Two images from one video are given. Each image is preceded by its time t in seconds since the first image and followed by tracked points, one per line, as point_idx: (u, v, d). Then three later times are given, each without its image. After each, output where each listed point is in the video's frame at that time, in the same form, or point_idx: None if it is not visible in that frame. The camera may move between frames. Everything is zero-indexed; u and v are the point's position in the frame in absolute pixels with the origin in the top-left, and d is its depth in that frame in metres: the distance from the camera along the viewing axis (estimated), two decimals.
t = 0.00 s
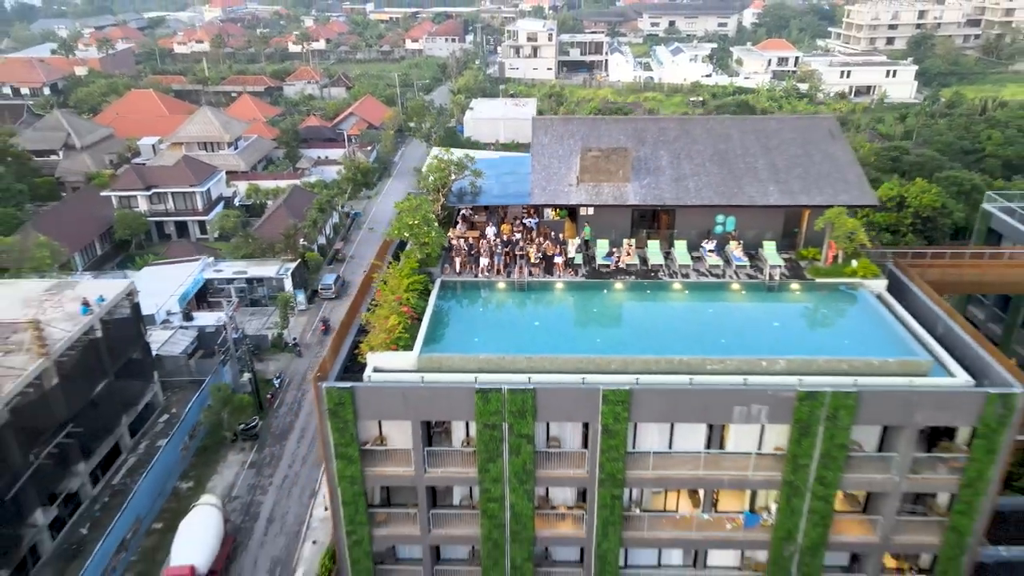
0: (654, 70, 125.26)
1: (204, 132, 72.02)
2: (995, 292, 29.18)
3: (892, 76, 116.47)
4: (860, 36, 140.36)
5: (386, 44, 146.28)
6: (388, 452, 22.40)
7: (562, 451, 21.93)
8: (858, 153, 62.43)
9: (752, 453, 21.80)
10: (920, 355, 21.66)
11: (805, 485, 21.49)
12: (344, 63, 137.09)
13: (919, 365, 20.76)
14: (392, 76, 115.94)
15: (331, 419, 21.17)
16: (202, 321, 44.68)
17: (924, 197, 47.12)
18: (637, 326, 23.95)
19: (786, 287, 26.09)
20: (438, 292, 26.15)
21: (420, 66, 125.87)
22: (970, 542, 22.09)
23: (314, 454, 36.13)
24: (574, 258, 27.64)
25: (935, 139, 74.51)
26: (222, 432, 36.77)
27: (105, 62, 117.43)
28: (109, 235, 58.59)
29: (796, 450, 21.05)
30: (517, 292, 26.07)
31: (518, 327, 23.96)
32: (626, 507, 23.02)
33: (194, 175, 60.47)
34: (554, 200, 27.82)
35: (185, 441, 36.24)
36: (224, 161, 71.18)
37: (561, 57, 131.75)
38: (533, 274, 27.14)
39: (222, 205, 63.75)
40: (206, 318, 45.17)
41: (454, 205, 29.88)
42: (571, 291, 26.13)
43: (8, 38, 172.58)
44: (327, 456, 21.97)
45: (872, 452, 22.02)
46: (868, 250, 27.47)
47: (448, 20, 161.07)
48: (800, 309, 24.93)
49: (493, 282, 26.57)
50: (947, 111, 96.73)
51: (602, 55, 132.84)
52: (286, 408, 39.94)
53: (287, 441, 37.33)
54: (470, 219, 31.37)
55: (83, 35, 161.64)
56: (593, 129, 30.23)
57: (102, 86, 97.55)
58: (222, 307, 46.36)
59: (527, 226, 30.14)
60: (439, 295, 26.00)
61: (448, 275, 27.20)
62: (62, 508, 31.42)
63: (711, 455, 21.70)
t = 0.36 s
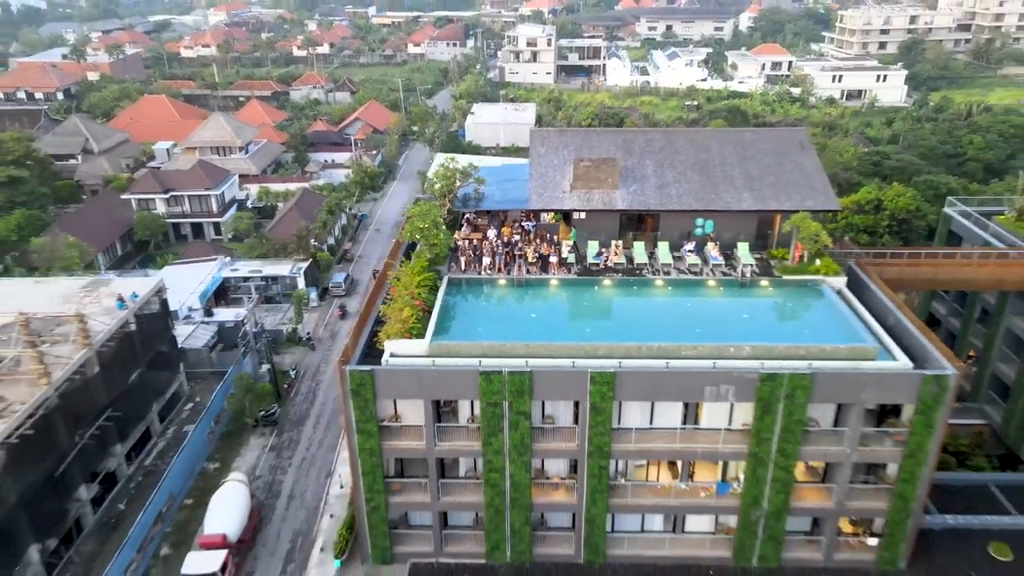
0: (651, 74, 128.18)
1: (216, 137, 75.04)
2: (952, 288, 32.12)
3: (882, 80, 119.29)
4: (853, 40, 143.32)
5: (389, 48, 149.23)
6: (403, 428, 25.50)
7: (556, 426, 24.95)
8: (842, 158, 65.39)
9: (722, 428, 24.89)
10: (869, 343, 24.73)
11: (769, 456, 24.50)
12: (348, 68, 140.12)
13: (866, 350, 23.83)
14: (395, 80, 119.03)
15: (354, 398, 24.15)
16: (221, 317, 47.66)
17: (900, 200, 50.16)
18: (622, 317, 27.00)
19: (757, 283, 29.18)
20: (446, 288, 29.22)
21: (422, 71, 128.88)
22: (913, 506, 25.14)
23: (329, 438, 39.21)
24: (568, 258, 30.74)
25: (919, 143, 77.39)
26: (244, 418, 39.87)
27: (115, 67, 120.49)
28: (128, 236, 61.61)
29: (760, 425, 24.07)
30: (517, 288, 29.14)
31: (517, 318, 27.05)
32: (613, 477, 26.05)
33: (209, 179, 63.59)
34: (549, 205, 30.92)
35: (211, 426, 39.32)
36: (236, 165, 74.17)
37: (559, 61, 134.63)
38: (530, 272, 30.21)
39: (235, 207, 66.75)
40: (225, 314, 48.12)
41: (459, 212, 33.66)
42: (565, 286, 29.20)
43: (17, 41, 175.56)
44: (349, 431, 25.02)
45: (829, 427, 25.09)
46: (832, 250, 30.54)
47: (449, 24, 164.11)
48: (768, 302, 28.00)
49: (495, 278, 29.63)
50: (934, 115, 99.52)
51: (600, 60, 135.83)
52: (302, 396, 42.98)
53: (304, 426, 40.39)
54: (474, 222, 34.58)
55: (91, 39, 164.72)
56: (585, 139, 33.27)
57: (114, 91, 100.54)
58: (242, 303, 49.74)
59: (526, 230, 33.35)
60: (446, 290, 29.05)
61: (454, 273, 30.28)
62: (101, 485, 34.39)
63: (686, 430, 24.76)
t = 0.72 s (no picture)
0: (640, 85, 138.19)
1: (251, 148, 85.39)
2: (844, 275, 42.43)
3: (854, 92, 129.13)
4: (830, 53, 153.30)
5: (396, 60, 159.34)
6: (432, 373, 35.75)
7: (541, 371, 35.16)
8: (797, 169, 75.62)
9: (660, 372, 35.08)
10: (762, 312, 35.05)
11: (691, 391, 34.71)
12: (359, 79, 150.35)
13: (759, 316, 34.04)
14: (404, 93, 129.26)
15: (399, 349, 34.39)
16: (271, 303, 57.97)
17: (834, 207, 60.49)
18: (590, 295, 37.23)
19: (692, 270, 39.40)
20: (462, 274, 39.49)
21: (428, 83, 139.15)
22: (796, 428, 35.34)
23: (366, 395, 49.50)
24: (553, 252, 41.03)
25: (871, 154, 87.36)
26: (298, 381, 50.14)
27: (146, 80, 130.92)
28: (183, 236, 71.93)
29: (684, 369, 34.28)
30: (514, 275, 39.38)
31: (514, 296, 37.28)
32: (583, 409, 36.27)
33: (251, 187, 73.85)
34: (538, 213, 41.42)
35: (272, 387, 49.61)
36: (269, 173, 84.46)
37: (555, 73, 144.61)
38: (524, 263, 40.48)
39: (272, 211, 77.14)
40: (273, 300, 58.42)
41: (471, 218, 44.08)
42: (549, 273, 39.44)
43: (44, 52, 185.91)
44: (394, 374, 35.25)
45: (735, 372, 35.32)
46: (750, 247, 40.85)
47: (453, 37, 174.42)
48: (698, 284, 38.15)
49: (498, 267, 39.87)
50: (895, 126, 109.53)
51: (593, 72, 146.00)
52: (341, 365, 53.25)
53: (345, 387, 50.67)
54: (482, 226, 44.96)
55: (117, 52, 175.19)
56: (566, 162, 43.68)
57: (151, 104, 110.92)
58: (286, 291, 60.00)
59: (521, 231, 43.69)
60: (461, 276, 39.29)
61: (467, 263, 40.57)
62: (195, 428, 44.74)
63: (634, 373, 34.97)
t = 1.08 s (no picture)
0: (631, 94, 148.33)
1: (279, 156, 95.86)
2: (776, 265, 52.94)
3: (829, 102, 138.87)
4: (810, 63, 163.28)
5: (403, 69, 169.61)
6: (448, 339, 46.21)
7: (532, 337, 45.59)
8: (762, 175, 86.01)
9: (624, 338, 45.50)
10: (703, 293, 45.51)
11: (648, 353, 45.11)
12: (368, 88, 160.67)
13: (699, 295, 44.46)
14: (411, 102, 139.61)
15: (422, 320, 44.86)
16: (307, 290, 68.52)
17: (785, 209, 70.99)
18: (571, 280, 47.61)
19: (652, 260, 49.81)
20: (471, 263, 49.90)
21: (433, 92, 149.41)
22: (729, 382, 45.75)
23: (390, 365, 59.97)
24: (543, 246, 51.52)
25: (833, 161, 97.56)
26: (333, 353, 60.60)
27: (172, 91, 141.25)
28: (224, 234, 82.25)
29: (642, 335, 44.68)
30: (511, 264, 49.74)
31: (511, 281, 47.67)
32: (565, 368, 46.71)
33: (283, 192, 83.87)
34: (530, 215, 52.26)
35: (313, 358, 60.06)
36: (295, 177, 94.71)
37: (552, 83, 154.72)
38: (520, 255, 50.97)
39: (300, 212, 87.68)
40: (308, 288, 68.98)
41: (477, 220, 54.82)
42: (539, 263, 49.86)
43: (69, 60, 196.61)
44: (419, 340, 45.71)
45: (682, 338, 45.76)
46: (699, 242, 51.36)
47: (456, 47, 184.74)
48: (657, 271, 48.50)
49: (499, 258, 50.35)
50: (862, 134, 119.60)
51: (588, 82, 156.22)
52: (368, 341, 63.71)
53: (372, 358, 61.11)
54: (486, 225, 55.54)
55: (138, 62, 185.31)
56: (554, 175, 54.47)
57: (181, 114, 121.41)
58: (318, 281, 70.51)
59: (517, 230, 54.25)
60: (469, 265, 49.67)
61: (474, 255, 51.05)
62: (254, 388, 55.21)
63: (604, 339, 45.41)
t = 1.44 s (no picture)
0: (621, 104, 160.82)
1: (305, 163, 108.67)
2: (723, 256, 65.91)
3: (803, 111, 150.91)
4: (788, 74, 175.77)
5: (410, 80, 182.27)
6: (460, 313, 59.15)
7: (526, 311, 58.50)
8: (729, 181, 98.80)
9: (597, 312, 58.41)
10: (659, 277, 58.38)
11: (616, 323, 58.01)
12: (378, 97, 173.34)
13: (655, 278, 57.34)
14: (419, 112, 152.45)
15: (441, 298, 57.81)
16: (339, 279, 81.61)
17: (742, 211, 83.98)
18: (557, 267, 60.43)
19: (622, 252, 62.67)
20: (478, 254, 62.81)
21: (439, 102, 162.07)
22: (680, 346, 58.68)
23: (411, 338, 72.86)
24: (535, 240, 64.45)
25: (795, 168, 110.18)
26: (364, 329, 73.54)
27: (200, 101, 154.23)
28: (262, 232, 95.21)
29: (611, 309, 57.56)
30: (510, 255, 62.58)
31: (510, 267, 60.51)
32: (552, 335, 59.63)
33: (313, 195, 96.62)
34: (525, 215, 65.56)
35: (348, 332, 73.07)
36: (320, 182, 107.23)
37: (548, 93, 167.21)
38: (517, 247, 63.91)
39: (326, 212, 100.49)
40: (340, 277, 82.06)
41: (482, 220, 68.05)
42: (532, 254, 62.70)
43: (97, 70, 209.82)
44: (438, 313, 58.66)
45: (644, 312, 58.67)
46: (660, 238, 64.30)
47: (459, 58, 197.52)
48: (625, 260, 61.31)
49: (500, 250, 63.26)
50: (828, 142, 132.06)
51: (581, 92, 168.83)
52: (392, 319, 76.63)
53: (396, 333, 74.02)
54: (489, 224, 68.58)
55: (162, 72, 198.12)
56: (544, 184, 67.89)
57: (212, 123, 134.38)
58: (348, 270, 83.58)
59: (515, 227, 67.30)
60: (477, 255, 62.53)
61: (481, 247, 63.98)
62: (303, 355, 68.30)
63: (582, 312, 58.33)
